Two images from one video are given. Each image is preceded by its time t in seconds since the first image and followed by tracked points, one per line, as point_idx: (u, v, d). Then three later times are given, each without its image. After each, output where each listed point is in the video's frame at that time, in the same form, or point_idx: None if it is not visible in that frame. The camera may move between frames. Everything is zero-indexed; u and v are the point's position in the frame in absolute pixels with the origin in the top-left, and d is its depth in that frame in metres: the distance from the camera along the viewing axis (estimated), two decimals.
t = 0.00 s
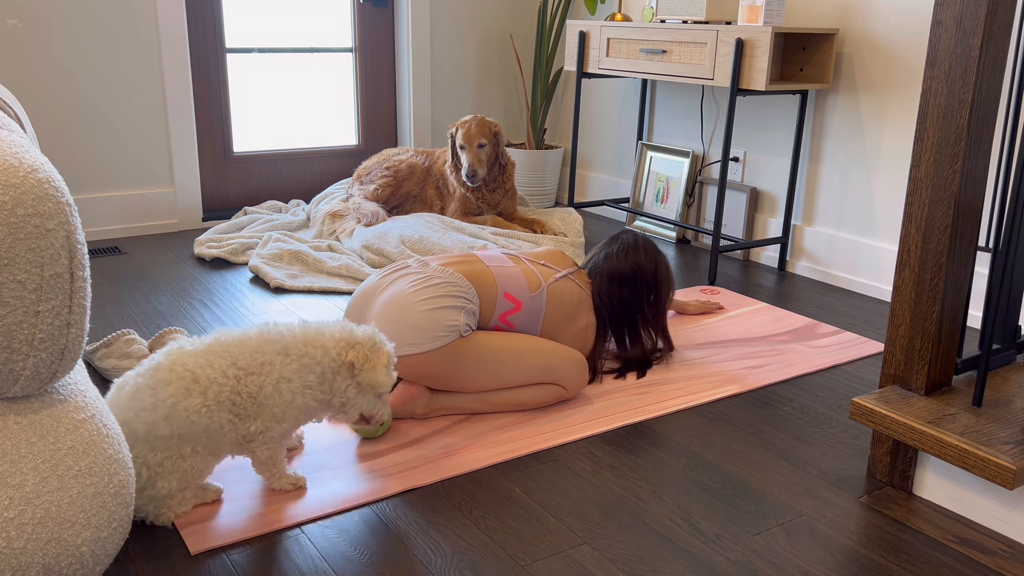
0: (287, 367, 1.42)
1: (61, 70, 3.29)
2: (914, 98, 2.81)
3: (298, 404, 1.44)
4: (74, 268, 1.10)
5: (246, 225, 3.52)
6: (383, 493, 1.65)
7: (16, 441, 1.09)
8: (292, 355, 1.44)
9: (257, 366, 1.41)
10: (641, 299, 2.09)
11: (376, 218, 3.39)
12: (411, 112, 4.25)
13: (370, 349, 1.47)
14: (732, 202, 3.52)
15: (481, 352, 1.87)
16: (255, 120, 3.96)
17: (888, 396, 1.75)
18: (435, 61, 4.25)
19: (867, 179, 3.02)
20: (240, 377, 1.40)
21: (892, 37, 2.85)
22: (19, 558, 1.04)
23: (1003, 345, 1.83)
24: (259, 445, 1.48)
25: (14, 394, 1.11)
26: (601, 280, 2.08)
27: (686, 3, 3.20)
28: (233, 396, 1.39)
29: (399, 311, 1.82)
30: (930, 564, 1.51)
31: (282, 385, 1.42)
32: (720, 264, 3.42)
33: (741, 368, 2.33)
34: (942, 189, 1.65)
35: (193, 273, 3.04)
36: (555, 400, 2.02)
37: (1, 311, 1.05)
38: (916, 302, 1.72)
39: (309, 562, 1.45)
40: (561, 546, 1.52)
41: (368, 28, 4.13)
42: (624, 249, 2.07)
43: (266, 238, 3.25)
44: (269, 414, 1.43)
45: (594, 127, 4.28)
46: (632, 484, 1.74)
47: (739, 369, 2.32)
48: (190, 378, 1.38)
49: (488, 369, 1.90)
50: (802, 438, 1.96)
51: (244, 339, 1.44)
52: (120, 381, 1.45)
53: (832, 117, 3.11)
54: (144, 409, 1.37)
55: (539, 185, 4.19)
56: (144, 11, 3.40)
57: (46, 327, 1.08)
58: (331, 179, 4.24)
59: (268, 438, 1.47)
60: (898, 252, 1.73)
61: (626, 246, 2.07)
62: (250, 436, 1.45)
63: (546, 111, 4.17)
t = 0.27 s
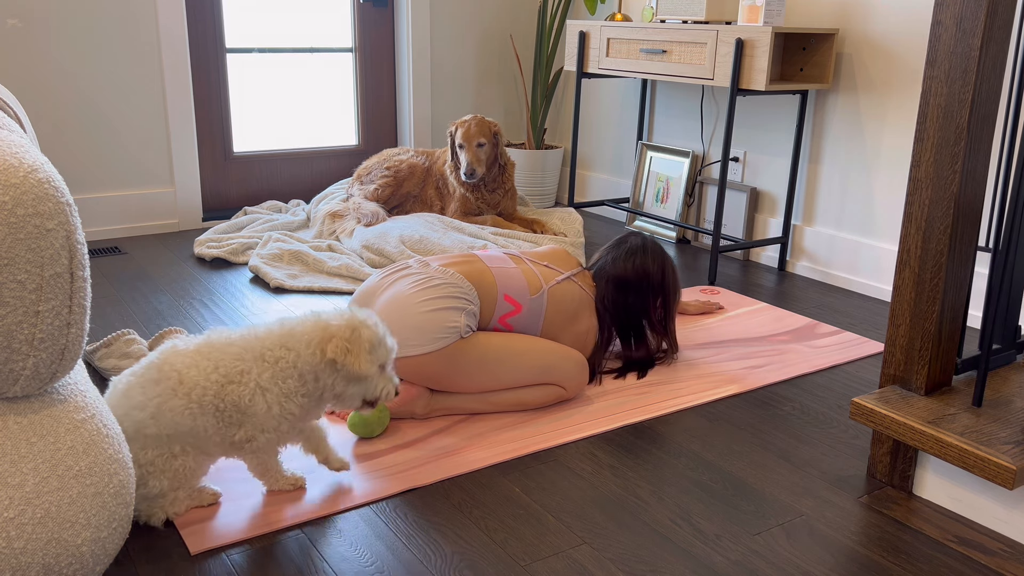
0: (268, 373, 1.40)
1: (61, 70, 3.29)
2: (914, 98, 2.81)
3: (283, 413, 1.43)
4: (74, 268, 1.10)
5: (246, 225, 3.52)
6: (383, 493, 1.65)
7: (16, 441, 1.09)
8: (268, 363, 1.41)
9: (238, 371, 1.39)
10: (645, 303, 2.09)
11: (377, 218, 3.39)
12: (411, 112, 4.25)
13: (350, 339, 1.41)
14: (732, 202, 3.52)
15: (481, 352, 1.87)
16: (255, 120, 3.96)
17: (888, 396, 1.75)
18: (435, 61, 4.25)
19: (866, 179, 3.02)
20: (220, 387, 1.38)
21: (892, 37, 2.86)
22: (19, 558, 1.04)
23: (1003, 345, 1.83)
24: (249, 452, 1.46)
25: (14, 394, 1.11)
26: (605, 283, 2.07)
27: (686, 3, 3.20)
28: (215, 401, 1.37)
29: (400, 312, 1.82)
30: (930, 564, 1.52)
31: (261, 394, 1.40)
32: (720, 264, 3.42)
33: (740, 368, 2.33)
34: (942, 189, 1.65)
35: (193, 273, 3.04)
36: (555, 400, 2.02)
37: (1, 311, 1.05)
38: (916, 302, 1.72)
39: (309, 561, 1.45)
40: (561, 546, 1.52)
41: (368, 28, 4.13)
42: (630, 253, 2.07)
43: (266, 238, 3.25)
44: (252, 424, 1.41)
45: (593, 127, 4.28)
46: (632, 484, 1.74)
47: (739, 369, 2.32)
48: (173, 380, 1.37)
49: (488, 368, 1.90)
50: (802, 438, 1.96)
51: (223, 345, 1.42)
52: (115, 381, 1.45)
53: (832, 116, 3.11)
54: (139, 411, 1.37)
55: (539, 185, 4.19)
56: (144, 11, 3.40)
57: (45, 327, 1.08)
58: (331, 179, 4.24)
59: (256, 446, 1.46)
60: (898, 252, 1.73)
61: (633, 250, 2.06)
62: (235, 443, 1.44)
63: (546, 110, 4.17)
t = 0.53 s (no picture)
0: (264, 382, 1.38)
1: (61, 70, 3.29)
2: (914, 98, 2.81)
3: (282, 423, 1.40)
4: (73, 268, 1.10)
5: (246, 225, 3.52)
6: (383, 493, 1.65)
7: (16, 441, 1.09)
8: (263, 371, 1.38)
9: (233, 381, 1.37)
10: (646, 304, 2.09)
11: (376, 218, 3.39)
12: (411, 112, 4.25)
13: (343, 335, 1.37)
14: (732, 202, 3.52)
15: (481, 352, 1.87)
16: (254, 120, 3.96)
17: (888, 396, 1.75)
18: (435, 61, 4.26)
19: (866, 179, 3.02)
20: (215, 400, 1.36)
21: (892, 37, 2.85)
22: (19, 558, 1.04)
23: (1003, 345, 1.83)
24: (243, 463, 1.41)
25: (14, 394, 1.11)
26: (606, 284, 2.07)
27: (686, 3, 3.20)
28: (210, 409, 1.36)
29: (400, 312, 1.82)
30: (929, 564, 1.52)
31: (258, 404, 1.37)
32: (720, 264, 3.42)
33: (740, 368, 2.33)
34: (942, 189, 1.65)
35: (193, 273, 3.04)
36: (555, 400, 2.02)
37: (1, 311, 1.05)
38: (916, 302, 1.72)
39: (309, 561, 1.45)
40: (561, 546, 1.52)
41: (368, 28, 4.13)
42: (631, 254, 2.07)
43: (266, 238, 3.25)
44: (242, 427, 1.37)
45: (593, 127, 4.28)
46: (632, 484, 1.74)
47: (739, 369, 2.32)
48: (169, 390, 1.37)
49: (488, 368, 1.90)
50: (802, 438, 1.96)
51: (217, 355, 1.40)
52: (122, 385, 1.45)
53: (832, 117, 3.11)
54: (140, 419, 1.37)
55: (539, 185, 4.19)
56: (144, 10, 3.40)
57: (45, 327, 1.08)
58: (331, 179, 4.24)
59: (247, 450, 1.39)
60: (899, 252, 1.73)
61: (634, 251, 2.07)
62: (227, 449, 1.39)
63: (546, 110, 4.17)
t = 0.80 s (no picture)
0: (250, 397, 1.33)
1: (60, 69, 3.29)
2: (914, 98, 2.81)
3: (268, 439, 1.36)
4: (73, 268, 1.10)
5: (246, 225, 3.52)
6: (383, 493, 1.65)
7: (16, 441, 1.09)
8: (249, 387, 1.34)
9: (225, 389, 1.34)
10: (646, 304, 2.09)
11: (376, 218, 3.39)
12: (411, 113, 4.25)
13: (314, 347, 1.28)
14: (732, 202, 3.52)
15: (481, 352, 1.87)
16: (254, 120, 3.96)
17: (888, 396, 1.75)
18: (435, 61, 4.26)
19: (866, 179, 3.02)
20: (199, 409, 1.34)
21: (892, 37, 2.86)
22: (19, 558, 1.04)
23: (1003, 345, 1.83)
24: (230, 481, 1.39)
25: (14, 394, 1.11)
26: (606, 284, 2.07)
27: (686, 3, 3.20)
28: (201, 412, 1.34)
29: (400, 312, 1.82)
30: (930, 564, 1.51)
31: (241, 418, 1.33)
32: (720, 264, 3.42)
33: (740, 368, 2.33)
34: (942, 189, 1.65)
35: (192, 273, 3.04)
36: (555, 400, 2.02)
37: (1, 311, 1.05)
38: (916, 302, 1.72)
39: (309, 561, 1.45)
40: (561, 546, 1.52)
41: (368, 28, 4.13)
42: (630, 253, 2.07)
43: (266, 238, 3.25)
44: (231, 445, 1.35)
45: (593, 127, 4.28)
46: (632, 484, 1.74)
47: (739, 369, 2.32)
48: (161, 394, 1.35)
49: (488, 368, 1.89)
50: (802, 438, 1.96)
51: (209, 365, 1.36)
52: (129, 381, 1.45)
53: (832, 117, 3.11)
54: (139, 417, 1.37)
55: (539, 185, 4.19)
56: (144, 10, 3.40)
57: (45, 327, 1.08)
58: (331, 179, 4.24)
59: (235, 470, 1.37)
60: (899, 252, 1.73)
61: (634, 251, 2.07)
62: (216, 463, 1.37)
63: (546, 110, 4.17)
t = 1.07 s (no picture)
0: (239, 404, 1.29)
1: (60, 69, 3.29)
2: (914, 98, 2.81)
3: (249, 451, 1.30)
4: (73, 268, 1.11)
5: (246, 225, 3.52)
6: (383, 493, 1.65)
7: (17, 441, 1.09)
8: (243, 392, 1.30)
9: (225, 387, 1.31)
10: (646, 305, 2.09)
11: (377, 218, 3.40)
12: (411, 112, 4.25)
13: (318, 360, 1.23)
14: (732, 202, 3.52)
15: (481, 351, 1.88)
16: (254, 120, 3.96)
17: (888, 396, 1.75)
18: (435, 61, 4.26)
19: (867, 180, 3.02)
20: (202, 398, 1.32)
21: (892, 37, 2.86)
22: (19, 558, 1.04)
23: (1003, 345, 1.83)
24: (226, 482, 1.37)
25: (14, 394, 1.11)
26: (605, 284, 2.07)
27: (686, 3, 3.20)
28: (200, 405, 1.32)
29: (400, 312, 1.81)
30: (930, 564, 1.51)
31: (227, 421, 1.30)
32: (720, 264, 3.42)
33: (740, 368, 2.33)
34: (942, 189, 1.65)
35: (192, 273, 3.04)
36: (555, 400, 2.02)
37: (1, 311, 1.05)
38: (916, 302, 1.72)
39: (309, 560, 1.45)
40: (561, 546, 1.52)
41: (368, 28, 4.13)
42: (630, 254, 2.07)
43: (266, 238, 3.25)
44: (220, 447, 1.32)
45: (593, 127, 4.28)
46: (632, 484, 1.74)
47: (739, 369, 2.32)
48: (182, 363, 1.34)
49: (487, 368, 1.90)
50: (802, 438, 1.96)
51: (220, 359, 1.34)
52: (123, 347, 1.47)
53: (832, 117, 3.11)
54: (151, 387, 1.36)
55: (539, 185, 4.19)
56: (143, 10, 3.40)
57: (45, 327, 1.08)
58: (331, 179, 4.24)
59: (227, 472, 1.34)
60: (899, 252, 1.73)
61: (633, 252, 2.07)
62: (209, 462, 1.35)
63: (546, 110, 4.17)
